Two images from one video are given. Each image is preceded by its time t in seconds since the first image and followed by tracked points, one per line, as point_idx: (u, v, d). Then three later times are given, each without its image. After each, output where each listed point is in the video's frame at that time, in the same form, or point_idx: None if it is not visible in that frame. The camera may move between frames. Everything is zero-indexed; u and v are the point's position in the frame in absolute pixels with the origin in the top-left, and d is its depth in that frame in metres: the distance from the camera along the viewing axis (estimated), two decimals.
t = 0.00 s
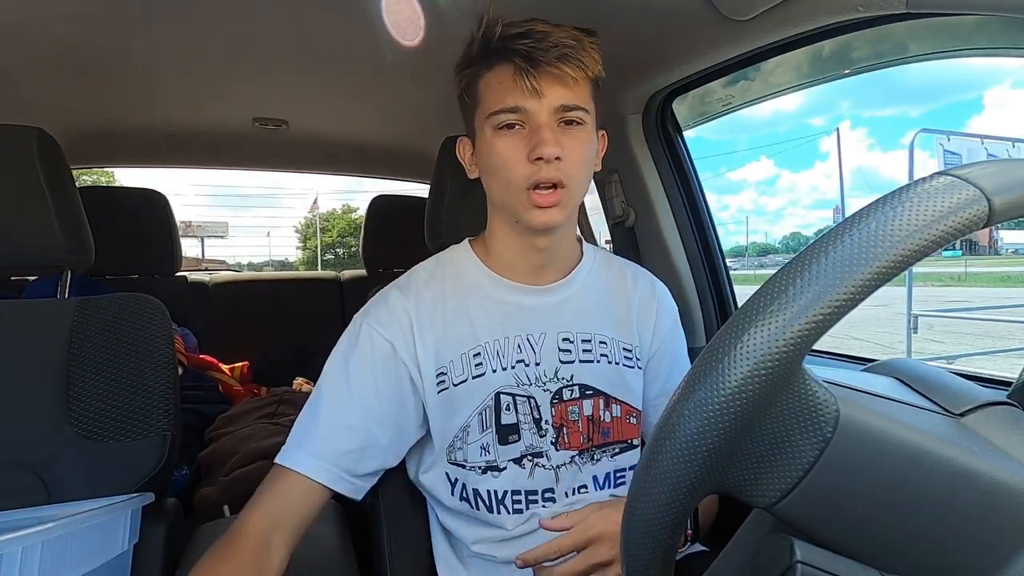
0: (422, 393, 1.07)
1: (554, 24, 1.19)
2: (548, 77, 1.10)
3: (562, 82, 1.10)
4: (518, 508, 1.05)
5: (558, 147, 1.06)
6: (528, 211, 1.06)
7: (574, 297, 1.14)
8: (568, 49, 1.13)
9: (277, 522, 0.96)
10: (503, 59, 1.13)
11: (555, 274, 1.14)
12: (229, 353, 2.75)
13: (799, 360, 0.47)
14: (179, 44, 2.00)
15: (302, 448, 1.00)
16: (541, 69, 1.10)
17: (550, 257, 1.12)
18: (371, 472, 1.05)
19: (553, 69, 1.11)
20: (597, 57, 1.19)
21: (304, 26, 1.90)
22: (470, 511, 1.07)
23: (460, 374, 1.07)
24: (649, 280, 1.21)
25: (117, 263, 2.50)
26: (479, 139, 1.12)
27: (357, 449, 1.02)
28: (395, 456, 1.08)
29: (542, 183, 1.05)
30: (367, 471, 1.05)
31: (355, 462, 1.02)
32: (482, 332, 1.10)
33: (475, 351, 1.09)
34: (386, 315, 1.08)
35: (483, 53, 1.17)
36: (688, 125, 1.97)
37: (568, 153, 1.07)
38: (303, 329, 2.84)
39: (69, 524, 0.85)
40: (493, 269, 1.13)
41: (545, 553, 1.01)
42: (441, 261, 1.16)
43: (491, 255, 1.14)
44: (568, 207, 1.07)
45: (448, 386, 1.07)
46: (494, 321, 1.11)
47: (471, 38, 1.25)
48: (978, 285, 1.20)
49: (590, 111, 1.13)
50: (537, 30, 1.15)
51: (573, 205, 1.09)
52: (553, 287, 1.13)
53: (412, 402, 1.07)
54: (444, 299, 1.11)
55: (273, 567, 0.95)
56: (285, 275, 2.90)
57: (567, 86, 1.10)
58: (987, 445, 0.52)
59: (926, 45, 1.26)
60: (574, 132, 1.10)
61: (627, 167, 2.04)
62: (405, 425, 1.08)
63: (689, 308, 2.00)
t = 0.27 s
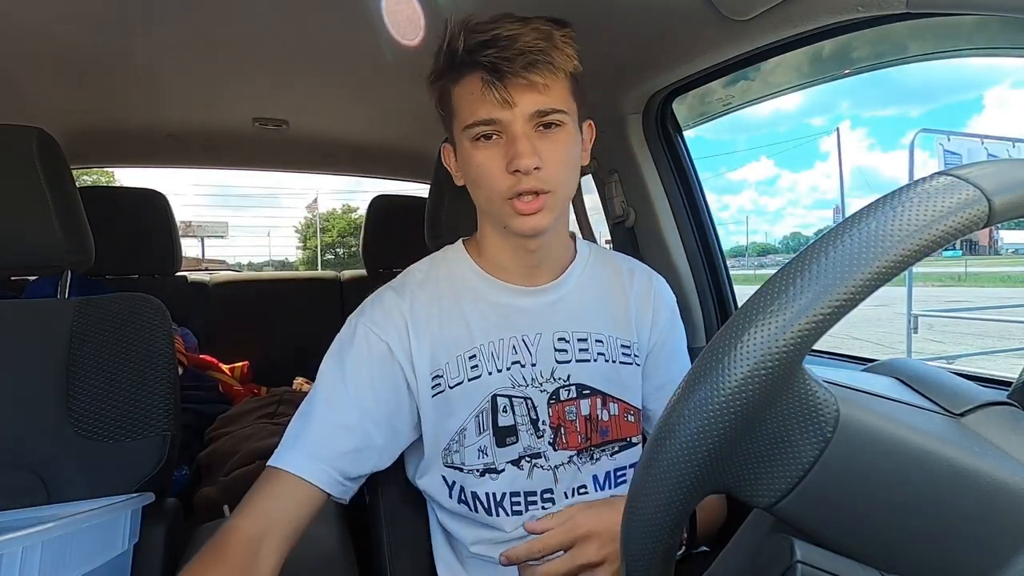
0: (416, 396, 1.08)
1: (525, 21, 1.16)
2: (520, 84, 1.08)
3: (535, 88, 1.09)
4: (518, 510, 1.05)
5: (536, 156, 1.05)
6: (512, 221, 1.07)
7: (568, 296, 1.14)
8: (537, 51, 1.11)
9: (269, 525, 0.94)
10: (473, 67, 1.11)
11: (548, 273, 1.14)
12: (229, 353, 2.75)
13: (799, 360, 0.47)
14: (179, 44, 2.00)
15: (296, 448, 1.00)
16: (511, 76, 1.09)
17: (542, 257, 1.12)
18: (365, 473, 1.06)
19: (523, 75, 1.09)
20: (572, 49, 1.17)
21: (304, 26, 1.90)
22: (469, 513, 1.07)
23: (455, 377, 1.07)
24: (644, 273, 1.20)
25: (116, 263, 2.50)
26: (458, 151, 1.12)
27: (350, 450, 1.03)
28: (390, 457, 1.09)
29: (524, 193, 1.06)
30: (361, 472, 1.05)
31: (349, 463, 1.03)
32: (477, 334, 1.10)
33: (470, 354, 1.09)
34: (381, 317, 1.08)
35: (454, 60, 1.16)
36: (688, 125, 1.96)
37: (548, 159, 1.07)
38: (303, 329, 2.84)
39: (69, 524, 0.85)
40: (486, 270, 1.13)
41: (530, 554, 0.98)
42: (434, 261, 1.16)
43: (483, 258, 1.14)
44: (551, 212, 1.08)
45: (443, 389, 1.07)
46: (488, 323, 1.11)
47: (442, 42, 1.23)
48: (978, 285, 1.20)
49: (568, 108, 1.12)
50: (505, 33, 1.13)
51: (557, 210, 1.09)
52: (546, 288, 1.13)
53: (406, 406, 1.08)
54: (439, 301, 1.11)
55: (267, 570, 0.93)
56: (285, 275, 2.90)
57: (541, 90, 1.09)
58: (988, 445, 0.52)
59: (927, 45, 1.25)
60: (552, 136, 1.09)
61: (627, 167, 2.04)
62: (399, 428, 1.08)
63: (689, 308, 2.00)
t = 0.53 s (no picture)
0: (408, 400, 1.08)
1: (506, 19, 1.14)
2: (501, 87, 1.07)
3: (516, 90, 1.07)
4: (516, 512, 1.05)
5: (520, 159, 1.04)
6: (498, 226, 1.06)
7: (557, 297, 1.13)
8: (517, 52, 1.09)
9: (265, 528, 0.95)
10: (452, 71, 1.10)
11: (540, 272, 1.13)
12: (229, 353, 2.75)
13: (799, 360, 0.47)
14: (179, 44, 2.00)
15: (289, 455, 1.00)
16: (491, 78, 1.07)
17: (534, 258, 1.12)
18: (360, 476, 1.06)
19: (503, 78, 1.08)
20: (555, 46, 1.15)
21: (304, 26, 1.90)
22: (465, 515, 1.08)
23: (447, 380, 1.08)
24: (636, 260, 1.19)
25: (116, 263, 2.50)
26: (443, 156, 1.12)
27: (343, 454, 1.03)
28: (384, 459, 1.09)
29: (508, 197, 1.05)
30: (355, 475, 1.05)
31: (342, 468, 1.03)
32: (469, 337, 1.10)
33: (462, 357, 1.09)
34: (373, 321, 1.09)
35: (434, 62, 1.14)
36: (688, 125, 1.96)
37: (532, 162, 1.06)
38: (303, 328, 2.84)
39: (69, 524, 0.85)
40: (479, 272, 1.13)
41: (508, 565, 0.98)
42: (427, 264, 1.16)
43: (473, 260, 1.14)
44: (539, 214, 1.07)
45: (435, 392, 1.08)
46: (479, 325, 1.10)
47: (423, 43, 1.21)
48: (978, 285, 1.20)
49: (552, 108, 1.10)
50: (484, 35, 1.11)
51: (544, 211, 1.09)
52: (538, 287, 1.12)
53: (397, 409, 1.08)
54: (430, 304, 1.11)
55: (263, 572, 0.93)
56: (285, 275, 2.90)
57: (523, 92, 1.08)
58: (988, 445, 0.52)
59: (927, 45, 1.25)
60: (537, 138, 1.08)
61: (627, 166, 2.04)
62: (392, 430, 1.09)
63: (689, 307, 2.00)
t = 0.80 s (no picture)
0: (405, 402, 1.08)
1: (484, 23, 1.09)
2: (472, 96, 1.02)
3: (488, 100, 1.02)
4: (515, 513, 1.06)
5: (494, 172, 1.00)
6: (483, 235, 1.05)
7: (552, 299, 1.13)
8: (485, 60, 1.04)
9: (263, 531, 0.95)
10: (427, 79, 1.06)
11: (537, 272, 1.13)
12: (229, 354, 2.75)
13: (799, 360, 0.47)
14: (178, 44, 2.00)
15: (286, 456, 1.00)
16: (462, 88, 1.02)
17: (528, 259, 1.11)
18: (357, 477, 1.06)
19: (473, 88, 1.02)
20: (533, 49, 1.08)
21: (304, 26, 1.90)
22: (465, 517, 1.08)
23: (444, 381, 1.08)
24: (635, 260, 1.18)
25: (116, 263, 2.50)
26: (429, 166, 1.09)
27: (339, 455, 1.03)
28: (381, 459, 1.09)
29: (487, 208, 1.03)
30: (352, 476, 1.05)
31: (340, 468, 1.03)
32: (466, 340, 1.10)
33: (459, 358, 1.09)
34: (370, 321, 1.08)
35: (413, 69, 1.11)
36: (688, 124, 1.96)
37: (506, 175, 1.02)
38: (303, 328, 2.84)
39: (69, 524, 0.85)
40: (474, 274, 1.12)
41: None
42: (424, 263, 1.16)
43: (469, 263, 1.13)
44: (517, 225, 1.05)
45: (432, 394, 1.08)
46: (477, 326, 1.11)
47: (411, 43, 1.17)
48: (977, 286, 1.20)
49: (528, 116, 1.05)
50: (458, 41, 1.06)
51: (522, 222, 1.05)
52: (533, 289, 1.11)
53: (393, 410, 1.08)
54: (427, 303, 1.11)
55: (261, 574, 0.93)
56: (285, 275, 2.90)
57: (494, 101, 1.02)
58: (988, 446, 0.52)
59: (927, 45, 1.25)
60: (513, 148, 1.03)
61: (627, 166, 2.04)
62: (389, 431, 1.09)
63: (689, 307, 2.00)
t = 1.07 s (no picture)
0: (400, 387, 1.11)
1: (499, 23, 1.07)
2: (476, 98, 1.01)
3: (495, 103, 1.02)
4: (502, 508, 1.06)
5: (493, 174, 1.00)
6: (482, 233, 1.06)
7: (554, 296, 1.13)
8: (496, 61, 1.02)
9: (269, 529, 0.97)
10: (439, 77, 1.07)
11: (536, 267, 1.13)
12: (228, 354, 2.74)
13: (799, 360, 0.47)
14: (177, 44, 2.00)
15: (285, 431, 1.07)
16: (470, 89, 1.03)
17: (527, 259, 1.11)
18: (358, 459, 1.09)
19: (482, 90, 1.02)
20: (544, 53, 1.06)
21: (303, 26, 1.90)
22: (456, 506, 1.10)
23: (435, 368, 1.10)
24: (639, 259, 1.16)
25: (116, 263, 2.50)
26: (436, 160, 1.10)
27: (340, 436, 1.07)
28: (382, 445, 1.13)
29: (486, 209, 1.03)
30: (353, 458, 1.09)
31: (342, 447, 1.08)
32: (457, 327, 1.12)
33: (451, 347, 1.11)
34: (368, 312, 1.13)
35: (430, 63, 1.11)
36: (688, 124, 1.97)
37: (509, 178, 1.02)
38: (303, 328, 2.84)
39: (69, 523, 0.85)
40: (474, 266, 1.14)
41: None
42: (423, 256, 1.19)
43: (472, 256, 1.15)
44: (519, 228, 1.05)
45: (424, 380, 1.10)
46: (470, 317, 1.12)
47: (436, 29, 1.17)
48: (978, 286, 1.20)
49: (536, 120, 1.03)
50: (469, 40, 1.06)
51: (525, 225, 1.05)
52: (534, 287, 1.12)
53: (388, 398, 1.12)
54: (425, 293, 1.14)
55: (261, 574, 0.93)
56: (285, 275, 2.90)
57: (499, 104, 1.01)
58: (988, 446, 0.52)
59: (927, 45, 1.25)
60: (516, 151, 1.02)
61: (627, 166, 2.04)
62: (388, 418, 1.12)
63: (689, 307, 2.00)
